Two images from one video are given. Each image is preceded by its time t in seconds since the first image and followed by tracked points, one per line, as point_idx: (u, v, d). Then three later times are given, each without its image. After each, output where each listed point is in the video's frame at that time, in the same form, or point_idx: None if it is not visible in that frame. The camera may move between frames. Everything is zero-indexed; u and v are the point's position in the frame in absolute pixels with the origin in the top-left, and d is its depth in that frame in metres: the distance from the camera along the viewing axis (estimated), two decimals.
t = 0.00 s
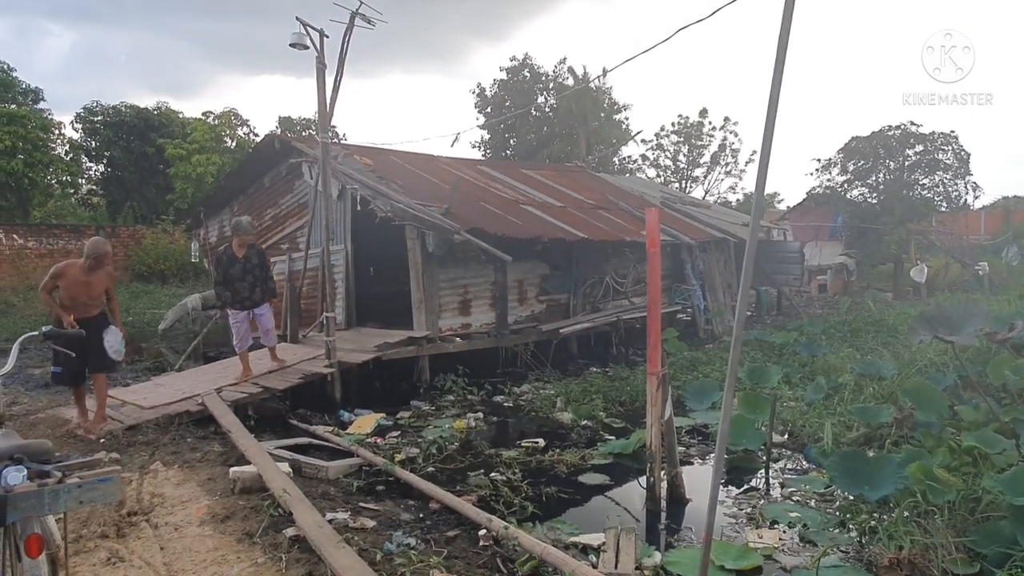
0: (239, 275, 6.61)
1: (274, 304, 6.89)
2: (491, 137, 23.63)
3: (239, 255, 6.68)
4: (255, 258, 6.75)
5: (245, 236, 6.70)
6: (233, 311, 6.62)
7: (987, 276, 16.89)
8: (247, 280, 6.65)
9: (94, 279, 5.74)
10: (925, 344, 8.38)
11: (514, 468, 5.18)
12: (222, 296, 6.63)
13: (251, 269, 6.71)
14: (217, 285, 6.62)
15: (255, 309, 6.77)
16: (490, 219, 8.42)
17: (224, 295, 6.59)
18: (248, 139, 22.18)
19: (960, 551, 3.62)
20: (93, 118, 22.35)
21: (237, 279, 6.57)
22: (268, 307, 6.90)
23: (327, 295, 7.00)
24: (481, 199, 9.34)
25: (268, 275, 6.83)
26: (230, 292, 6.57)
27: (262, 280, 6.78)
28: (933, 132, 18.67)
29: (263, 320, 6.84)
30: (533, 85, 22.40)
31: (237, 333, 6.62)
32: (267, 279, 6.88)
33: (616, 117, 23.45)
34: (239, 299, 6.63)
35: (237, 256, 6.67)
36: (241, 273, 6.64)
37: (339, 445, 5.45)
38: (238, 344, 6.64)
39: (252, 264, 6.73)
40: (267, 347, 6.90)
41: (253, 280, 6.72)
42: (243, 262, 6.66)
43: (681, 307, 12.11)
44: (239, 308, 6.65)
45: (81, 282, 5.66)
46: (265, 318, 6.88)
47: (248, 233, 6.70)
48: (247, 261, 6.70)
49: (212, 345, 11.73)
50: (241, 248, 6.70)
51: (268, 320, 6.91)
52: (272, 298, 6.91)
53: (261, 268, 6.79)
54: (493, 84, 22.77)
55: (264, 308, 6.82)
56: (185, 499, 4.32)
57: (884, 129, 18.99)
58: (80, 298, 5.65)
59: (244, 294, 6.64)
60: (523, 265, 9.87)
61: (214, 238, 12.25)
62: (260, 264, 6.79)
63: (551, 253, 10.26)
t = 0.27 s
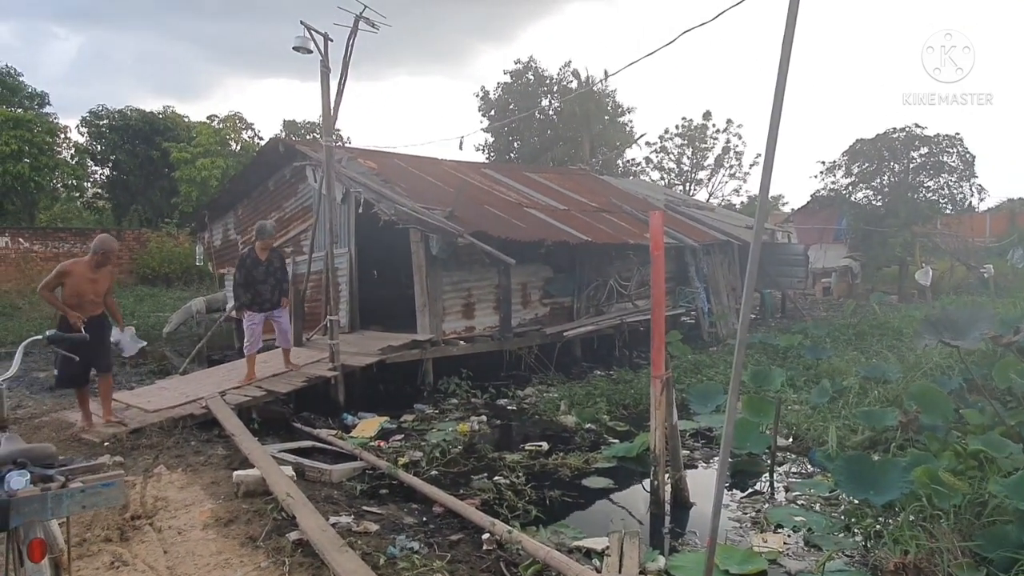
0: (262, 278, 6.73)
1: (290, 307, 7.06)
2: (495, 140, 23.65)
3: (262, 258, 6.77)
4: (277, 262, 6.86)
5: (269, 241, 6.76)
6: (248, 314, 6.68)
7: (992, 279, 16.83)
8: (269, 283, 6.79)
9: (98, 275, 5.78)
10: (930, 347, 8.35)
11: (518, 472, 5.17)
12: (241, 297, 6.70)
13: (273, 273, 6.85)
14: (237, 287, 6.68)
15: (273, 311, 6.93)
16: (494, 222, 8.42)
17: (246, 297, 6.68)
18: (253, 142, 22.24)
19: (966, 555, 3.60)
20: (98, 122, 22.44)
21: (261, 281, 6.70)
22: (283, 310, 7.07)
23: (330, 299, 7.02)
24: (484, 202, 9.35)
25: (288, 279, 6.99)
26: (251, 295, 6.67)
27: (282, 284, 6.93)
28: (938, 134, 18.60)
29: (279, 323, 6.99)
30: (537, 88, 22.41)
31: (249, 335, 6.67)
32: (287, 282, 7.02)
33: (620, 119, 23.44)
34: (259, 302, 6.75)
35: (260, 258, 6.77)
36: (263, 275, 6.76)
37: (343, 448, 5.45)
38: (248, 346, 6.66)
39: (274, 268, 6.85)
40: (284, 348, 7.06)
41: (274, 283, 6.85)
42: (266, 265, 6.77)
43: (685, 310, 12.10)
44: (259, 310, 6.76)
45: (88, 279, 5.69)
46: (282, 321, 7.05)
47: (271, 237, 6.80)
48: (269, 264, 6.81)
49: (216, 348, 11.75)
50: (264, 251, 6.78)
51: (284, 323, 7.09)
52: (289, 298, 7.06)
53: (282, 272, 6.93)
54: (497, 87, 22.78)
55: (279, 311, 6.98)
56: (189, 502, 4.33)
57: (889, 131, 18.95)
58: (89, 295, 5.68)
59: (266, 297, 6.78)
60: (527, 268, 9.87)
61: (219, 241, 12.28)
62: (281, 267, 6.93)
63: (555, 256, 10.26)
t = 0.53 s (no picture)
0: (287, 271, 6.97)
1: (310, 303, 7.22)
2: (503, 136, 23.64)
3: (288, 253, 7.03)
4: (302, 258, 7.14)
5: (296, 236, 7.07)
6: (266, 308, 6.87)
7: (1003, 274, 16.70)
8: (294, 276, 7.02)
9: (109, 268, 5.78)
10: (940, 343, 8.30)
11: (526, 468, 5.18)
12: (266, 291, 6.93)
13: (298, 267, 7.09)
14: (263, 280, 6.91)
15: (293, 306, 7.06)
16: (501, 219, 8.42)
17: (272, 289, 6.90)
18: (261, 140, 22.29)
19: (976, 552, 3.58)
20: (108, 120, 22.54)
21: (286, 274, 6.94)
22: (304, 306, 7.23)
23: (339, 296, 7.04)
24: (491, 198, 9.34)
25: (311, 274, 7.22)
26: (277, 286, 6.89)
27: (305, 278, 7.15)
28: (948, 128, 18.48)
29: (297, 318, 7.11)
30: (544, 84, 22.36)
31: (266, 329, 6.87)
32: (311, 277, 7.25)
33: (627, 115, 23.38)
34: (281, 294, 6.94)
35: (286, 253, 7.03)
36: (289, 269, 7.00)
37: (351, 444, 5.47)
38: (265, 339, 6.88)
39: (299, 262, 7.10)
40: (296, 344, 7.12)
41: (298, 277, 7.08)
42: (292, 259, 7.03)
43: (693, 306, 12.07)
44: (282, 303, 6.97)
45: (102, 273, 5.70)
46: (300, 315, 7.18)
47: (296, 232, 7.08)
48: (295, 259, 7.06)
49: (225, 345, 11.81)
50: (290, 246, 7.06)
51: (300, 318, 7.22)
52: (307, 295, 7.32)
53: (306, 267, 7.17)
54: (504, 84, 22.75)
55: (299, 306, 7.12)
56: (198, 498, 4.35)
57: (899, 126, 18.86)
58: (107, 288, 5.70)
59: (291, 289, 6.99)
60: (534, 264, 9.86)
61: (227, 238, 12.33)
62: (305, 263, 7.17)
63: (562, 252, 10.25)
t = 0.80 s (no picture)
0: (293, 265, 7.05)
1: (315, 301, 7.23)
2: (505, 135, 23.62)
3: (297, 248, 7.12)
4: (311, 254, 7.20)
5: (306, 232, 7.14)
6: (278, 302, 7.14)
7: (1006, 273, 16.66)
8: (300, 272, 7.09)
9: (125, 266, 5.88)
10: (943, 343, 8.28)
11: (527, 467, 5.18)
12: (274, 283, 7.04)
13: (305, 263, 7.14)
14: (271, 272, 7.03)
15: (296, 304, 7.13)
16: (503, 218, 8.42)
17: (278, 282, 7.00)
18: (264, 138, 22.30)
19: (979, 553, 3.57)
20: (111, 119, 22.55)
21: (292, 268, 7.02)
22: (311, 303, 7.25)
23: (340, 294, 7.02)
24: (494, 197, 9.34)
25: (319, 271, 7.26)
26: (282, 279, 6.98)
27: (312, 275, 7.19)
28: (952, 128, 18.42)
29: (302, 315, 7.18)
30: (546, 83, 22.35)
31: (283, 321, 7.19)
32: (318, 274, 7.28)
33: (629, 114, 23.37)
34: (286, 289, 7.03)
35: (295, 248, 7.12)
36: (295, 264, 7.07)
37: (353, 443, 5.48)
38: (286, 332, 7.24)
39: (307, 259, 7.15)
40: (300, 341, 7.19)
41: (305, 273, 7.13)
42: (300, 254, 7.10)
43: (695, 306, 12.07)
44: (288, 296, 7.04)
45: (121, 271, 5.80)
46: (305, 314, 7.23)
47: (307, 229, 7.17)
48: (303, 254, 7.13)
49: (227, 344, 11.82)
50: (299, 242, 7.15)
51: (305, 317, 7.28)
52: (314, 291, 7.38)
53: (314, 264, 7.22)
54: (506, 83, 22.74)
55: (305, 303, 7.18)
56: (200, 497, 4.36)
57: (902, 125, 18.83)
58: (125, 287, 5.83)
59: (297, 284, 7.06)
60: (536, 264, 9.86)
61: (230, 237, 12.34)
62: (313, 260, 7.22)
63: (564, 252, 10.25)
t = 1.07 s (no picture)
0: (289, 265, 7.06)
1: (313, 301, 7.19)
2: (505, 136, 23.62)
3: (297, 248, 7.11)
4: (309, 254, 7.12)
5: (304, 232, 7.10)
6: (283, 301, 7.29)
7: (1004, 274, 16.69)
8: (296, 271, 7.09)
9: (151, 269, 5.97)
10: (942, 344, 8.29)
11: (526, 468, 5.18)
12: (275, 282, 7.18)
13: (303, 263, 7.09)
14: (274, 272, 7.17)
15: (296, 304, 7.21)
16: (502, 218, 8.42)
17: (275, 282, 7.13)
18: (263, 139, 22.29)
19: (978, 554, 3.57)
20: (110, 119, 22.54)
21: (287, 268, 7.04)
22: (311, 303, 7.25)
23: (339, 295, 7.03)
24: (493, 198, 9.34)
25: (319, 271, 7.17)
26: (278, 279, 7.07)
27: (310, 276, 7.13)
28: (950, 129, 18.44)
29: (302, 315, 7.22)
30: (546, 84, 22.35)
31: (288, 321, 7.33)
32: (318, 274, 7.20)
33: (629, 115, 23.37)
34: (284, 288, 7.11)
35: (295, 247, 7.12)
36: (292, 264, 7.08)
37: (351, 444, 5.48)
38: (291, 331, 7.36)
39: (304, 258, 7.09)
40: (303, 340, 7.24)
41: (303, 273, 7.10)
42: (297, 254, 7.08)
43: (694, 306, 12.07)
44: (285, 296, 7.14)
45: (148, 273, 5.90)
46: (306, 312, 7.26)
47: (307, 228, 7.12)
48: (301, 254, 7.09)
49: (226, 345, 11.81)
50: (300, 242, 7.14)
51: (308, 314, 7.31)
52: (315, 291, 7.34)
53: (312, 264, 7.13)
54: (506, 83, 22.74)
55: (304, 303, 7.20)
56: (198, 498, 4.35)
57: (901, 126, 18.84)
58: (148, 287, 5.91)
59: (294, 284, 7.09)
60: (535, 264, 9.86)
61: (228, 238, 12.33)
62: (313, 260, 7.14)
63: (563, 252, 10.25)
